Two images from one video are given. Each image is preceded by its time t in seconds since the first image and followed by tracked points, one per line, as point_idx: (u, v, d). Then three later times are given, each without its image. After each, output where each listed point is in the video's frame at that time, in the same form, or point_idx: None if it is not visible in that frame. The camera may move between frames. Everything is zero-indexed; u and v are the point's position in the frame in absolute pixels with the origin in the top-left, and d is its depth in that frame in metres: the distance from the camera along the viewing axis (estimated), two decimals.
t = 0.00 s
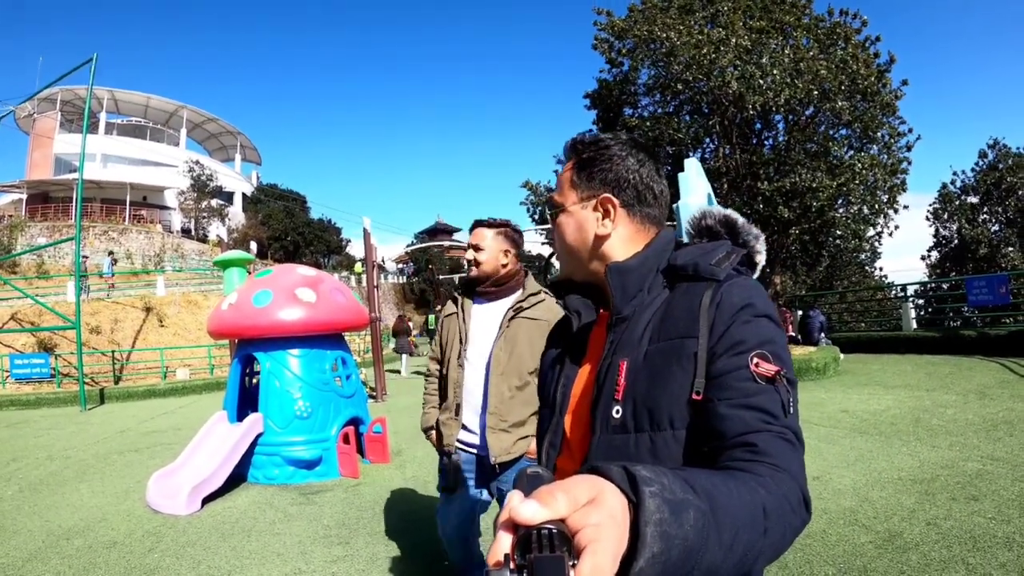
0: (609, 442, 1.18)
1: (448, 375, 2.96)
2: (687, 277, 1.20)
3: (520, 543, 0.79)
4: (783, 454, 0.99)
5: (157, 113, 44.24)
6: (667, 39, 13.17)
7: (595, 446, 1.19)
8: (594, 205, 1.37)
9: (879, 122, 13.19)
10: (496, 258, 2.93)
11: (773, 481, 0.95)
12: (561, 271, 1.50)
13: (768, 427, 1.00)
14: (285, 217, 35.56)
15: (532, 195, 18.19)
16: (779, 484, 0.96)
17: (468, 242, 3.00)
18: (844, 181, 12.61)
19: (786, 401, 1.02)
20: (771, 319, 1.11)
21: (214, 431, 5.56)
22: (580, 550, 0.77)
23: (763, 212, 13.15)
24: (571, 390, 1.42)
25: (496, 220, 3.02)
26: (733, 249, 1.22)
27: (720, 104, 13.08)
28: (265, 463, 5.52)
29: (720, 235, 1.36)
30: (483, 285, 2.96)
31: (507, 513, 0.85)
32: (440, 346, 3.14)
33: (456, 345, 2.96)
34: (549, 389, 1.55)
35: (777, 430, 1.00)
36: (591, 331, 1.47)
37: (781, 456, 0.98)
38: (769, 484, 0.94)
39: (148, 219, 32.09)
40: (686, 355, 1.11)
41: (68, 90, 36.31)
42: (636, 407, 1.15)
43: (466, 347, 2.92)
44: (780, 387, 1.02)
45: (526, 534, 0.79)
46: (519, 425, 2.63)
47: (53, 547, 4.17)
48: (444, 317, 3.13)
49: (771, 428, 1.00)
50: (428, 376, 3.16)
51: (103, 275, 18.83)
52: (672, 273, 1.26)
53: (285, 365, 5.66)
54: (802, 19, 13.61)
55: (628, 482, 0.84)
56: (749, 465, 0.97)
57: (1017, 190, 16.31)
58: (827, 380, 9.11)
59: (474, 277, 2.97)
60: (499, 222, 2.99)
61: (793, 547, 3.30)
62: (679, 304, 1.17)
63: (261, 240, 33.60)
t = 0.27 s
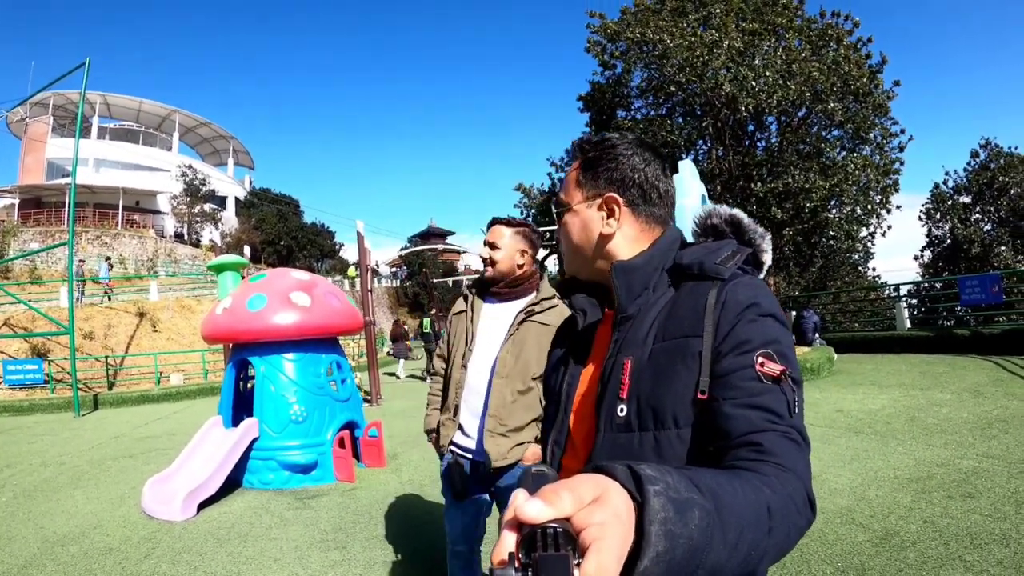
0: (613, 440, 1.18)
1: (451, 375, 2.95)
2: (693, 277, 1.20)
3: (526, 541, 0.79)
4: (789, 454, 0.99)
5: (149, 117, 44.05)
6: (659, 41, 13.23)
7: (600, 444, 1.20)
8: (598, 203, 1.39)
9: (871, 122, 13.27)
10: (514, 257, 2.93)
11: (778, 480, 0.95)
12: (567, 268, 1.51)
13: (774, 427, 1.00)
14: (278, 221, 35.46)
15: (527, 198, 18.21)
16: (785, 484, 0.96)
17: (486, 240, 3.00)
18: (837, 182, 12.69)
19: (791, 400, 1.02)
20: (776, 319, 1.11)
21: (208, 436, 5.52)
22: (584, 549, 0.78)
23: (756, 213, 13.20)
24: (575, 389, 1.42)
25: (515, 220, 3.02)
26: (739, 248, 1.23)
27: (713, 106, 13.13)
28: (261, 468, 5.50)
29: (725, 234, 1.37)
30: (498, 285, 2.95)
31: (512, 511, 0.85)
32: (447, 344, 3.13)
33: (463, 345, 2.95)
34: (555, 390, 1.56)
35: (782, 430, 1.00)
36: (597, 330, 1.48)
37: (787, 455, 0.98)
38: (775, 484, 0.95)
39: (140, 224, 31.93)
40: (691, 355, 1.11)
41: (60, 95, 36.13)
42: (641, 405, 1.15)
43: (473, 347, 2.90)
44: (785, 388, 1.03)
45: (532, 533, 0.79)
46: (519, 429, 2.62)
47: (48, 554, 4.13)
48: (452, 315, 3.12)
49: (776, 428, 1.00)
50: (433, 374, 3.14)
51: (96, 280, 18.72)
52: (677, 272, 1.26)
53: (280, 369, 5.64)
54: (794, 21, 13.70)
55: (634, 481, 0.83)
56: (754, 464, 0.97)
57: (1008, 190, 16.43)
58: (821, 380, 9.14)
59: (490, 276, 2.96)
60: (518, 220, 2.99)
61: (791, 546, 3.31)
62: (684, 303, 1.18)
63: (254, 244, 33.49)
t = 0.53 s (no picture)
0: (617, 442, 1.18)
1: (451, 377, 2.91)
2: (698, 278, 1.20)
3: (531, 543, 0.79)
4: (793, 456, 0.99)
5: (141, 118, 43.80)
6: (652, 43, 13.28)
7: (604, 446, 1.19)
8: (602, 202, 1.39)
9: (863, 124, 13.34)
10: (516, 258, 2.94)
11: (782, 481, 0.96)
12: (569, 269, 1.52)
13: (778, 429, 1.00)
14: (271, 222, 35.32)
15: (520, 199, 18.22)
16: (789, 485, 0.96)
17: (490, 241, 3.00)
18: (829, 183, 12.77)
19: (796, 402, 1.02)
20: (781, 321, 1.11)
21: (202, 439, 5.49)
22: (590, 551, 0.77)
23: (749, 214, 13.27)
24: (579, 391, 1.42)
25: (519, 222, 3.05)
26: (742, 250, 1.23)
27: (705, 108, 13.17)
28: (254, 471, 5.47)
29: (730, 236, 1.38)
30: (501, 287, 2.95)
31: (517, 513, 0.84)
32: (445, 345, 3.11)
33: (463, 347, 2.92)
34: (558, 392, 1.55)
35: (786, 431, 1.00)
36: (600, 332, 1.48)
37: (791, 457, 0.98)
38: (779, 485, 0.95)
39: (132, 226, 31.74)
40: (695, 356, 1.11)
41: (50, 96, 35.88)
42: (645, 406, 1.15)
43: (473, 350, 2.88)
44: (789, 389, 1.03)
45: (537, 534, 0.79)
46: (517, 431, 2.61)
47: (40, 559, 4.09)
48: (451, 315, 3.10)
49: (781, 429, 1.00)
50: (430, 374, 3.11)
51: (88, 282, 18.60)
52: (681, 274, 1.26)
53: (274, 372, 5.61)
54: (786, 22, 13.79)
55: (639, 483, 0.83)
56: (759, 466, 0.97)
57: (999, 191, 16.56)
58: (814, 380, 9.18)
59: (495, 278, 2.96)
60: (517, 221, 3.04)
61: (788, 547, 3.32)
62: (688, 305, 1.18)
63: (247, 246, 33.34)
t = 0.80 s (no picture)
0: (615, 441, 1.18)
1: (446, 378, 2.90)
2: (695, 278, 1.20)
3: (528, 542, 0.79)
4: (791, 454, 0.99)
5: (138, 117, 43.71)
6: (650, 44, 13.30)
7: (602, 446, 1.19)
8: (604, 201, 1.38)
9: (861, 125, 13.36)
10: (514, 257, 2.92)
11: (780, 480, 0.96)
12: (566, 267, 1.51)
13: (776, 427, 1.00)
14: (268, 222, 35.28)
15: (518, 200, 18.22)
16: (786, 484, 0.96)
17: (485, 242, 2.98)
18: (826, 185, 12.79)
19: (793, 401, 1.02)
20: (778, 321, 1.11)
21: (198, 439, 5.48)
22: (588, 550, 0.77)
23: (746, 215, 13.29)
24: (577, 391, 1.42)
25: (507, 219, 3.02)
26: (739, 250, 1.23)
27: (703, 109, 13.18)
28: (250, 471, 5.46)
29: (727, 236, 1.38)
30: (495, 288, 2.96)
31: (515, 512, 0.84)
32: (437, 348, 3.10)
33: (457, 348, 2.92)
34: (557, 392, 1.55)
35: (784, 431, 1.00)
36: (598, 332, 1.48)
37: (788, 456, 0.99)
38: (776, 484, 0.95)
39: (129, 226, 31.67)
40: (693, 355, 1.11)
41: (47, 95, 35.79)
42: (643, 405, 1.15)
43: (467, 349, 2.89)
44: (786, 388, 1.03)
45: (534, 534, 0.78)
46: (514, 431, 2.61)
47: (36, 559, 4.08)
48: (443, 317, 3.09)
49: (778, 428, 1.00)
50: (423, 378, 3.10)
51: (85, 281, 18.55)
52: (679, 274, 1.27)
53: (270, 372, 5.60)
54: (784, 24, 13.82)
55: (636, 482, 0.83)
56: (757, 465, 0.97)
57: (996, 193, 16.60)
58: (811, 381, 9.20)
59: (491, 279, 2.95)
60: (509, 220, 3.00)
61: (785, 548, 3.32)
62: (686, 304, 1.18)
63: (245, 246, 33.29)
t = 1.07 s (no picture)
0: (614, 443, 1.18)
1: (444, 381, 2.87)
2: (695, 280, 1.20)
3: (527, 545, 0.79)
4: (790, 456, 0.99)
5: (141, 116, 43.77)
6: (652, 45, 13.31)
7: (600, 448, 1.19)
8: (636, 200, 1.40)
9: (863, 127, 13.34)
10: (511, 258, 2.93)
11: (778, 482, 0.95)
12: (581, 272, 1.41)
13: (774, 429, 1.00)
14: (271, 221, 35.31)
15: (520, 200, 18.22)
16: (785, 485, 0.96)
17: (481, 246, 2.96)
18: (829, 186, 12.78)
19: (792, 402, 1.02)
20: (777, 323, 1.11)
21: (199, 437, 5.49)
22: (587, 552, 0.77)
23: (748, 216, 13.28)
24: (576, 393, 1.42)
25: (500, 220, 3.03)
26: (738, 251, 1.23)
27: (705, 110, 13.18)
28: (251, 470, 5.47)
29: (725, 237, 1.38)
30: (492, 291, 2.95)
31: (514, 515, 0.84)
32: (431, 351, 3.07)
33: (453, 349, 2.90)
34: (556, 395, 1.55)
35: (784, 432, 1.00)
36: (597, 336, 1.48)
37: (787, 457, 0.98)
38: (775, 485, 0.95)
39: (132, 224, 31.71)
40: (692, 357, 1.11)
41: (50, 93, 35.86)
42: (641, 407, 1.15)
43: (464, 351, 2.88)
44: (785, 389, 1.03)
45: (534, 537, 0.78)
46: (515, 431, 2.61)
47: (36, 556, 4.08)
48: (436, 320, 3.07)
49: (777, 429, 1.00)
50: (417, 382, 3.07)
51: (87, 279, 18.57)
52: (677, 276, 1.27)
53: (271, 371, 5.60)
54: (787, 25, 13.82)
55: (636, 485, 0.83)
56: (756, 468, 0.96)
57: (999, 195, 16.57)
58: (812, 383, 9.18)
59: (487, 282, 2.94)
60: (502, 220, 3.00)
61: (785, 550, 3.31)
62: (684, 306, 1.18)
63: (247, 245, 33.34)
